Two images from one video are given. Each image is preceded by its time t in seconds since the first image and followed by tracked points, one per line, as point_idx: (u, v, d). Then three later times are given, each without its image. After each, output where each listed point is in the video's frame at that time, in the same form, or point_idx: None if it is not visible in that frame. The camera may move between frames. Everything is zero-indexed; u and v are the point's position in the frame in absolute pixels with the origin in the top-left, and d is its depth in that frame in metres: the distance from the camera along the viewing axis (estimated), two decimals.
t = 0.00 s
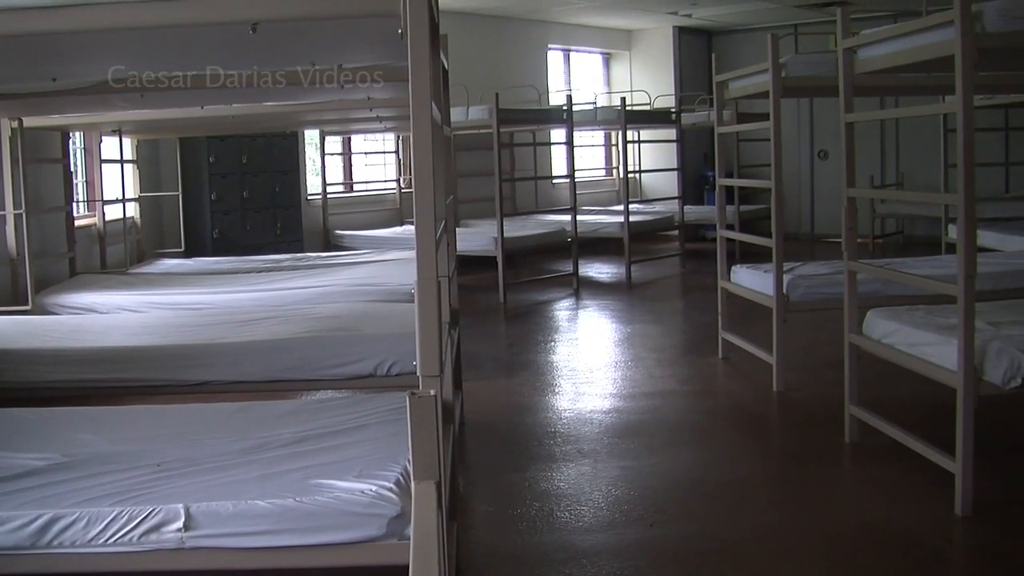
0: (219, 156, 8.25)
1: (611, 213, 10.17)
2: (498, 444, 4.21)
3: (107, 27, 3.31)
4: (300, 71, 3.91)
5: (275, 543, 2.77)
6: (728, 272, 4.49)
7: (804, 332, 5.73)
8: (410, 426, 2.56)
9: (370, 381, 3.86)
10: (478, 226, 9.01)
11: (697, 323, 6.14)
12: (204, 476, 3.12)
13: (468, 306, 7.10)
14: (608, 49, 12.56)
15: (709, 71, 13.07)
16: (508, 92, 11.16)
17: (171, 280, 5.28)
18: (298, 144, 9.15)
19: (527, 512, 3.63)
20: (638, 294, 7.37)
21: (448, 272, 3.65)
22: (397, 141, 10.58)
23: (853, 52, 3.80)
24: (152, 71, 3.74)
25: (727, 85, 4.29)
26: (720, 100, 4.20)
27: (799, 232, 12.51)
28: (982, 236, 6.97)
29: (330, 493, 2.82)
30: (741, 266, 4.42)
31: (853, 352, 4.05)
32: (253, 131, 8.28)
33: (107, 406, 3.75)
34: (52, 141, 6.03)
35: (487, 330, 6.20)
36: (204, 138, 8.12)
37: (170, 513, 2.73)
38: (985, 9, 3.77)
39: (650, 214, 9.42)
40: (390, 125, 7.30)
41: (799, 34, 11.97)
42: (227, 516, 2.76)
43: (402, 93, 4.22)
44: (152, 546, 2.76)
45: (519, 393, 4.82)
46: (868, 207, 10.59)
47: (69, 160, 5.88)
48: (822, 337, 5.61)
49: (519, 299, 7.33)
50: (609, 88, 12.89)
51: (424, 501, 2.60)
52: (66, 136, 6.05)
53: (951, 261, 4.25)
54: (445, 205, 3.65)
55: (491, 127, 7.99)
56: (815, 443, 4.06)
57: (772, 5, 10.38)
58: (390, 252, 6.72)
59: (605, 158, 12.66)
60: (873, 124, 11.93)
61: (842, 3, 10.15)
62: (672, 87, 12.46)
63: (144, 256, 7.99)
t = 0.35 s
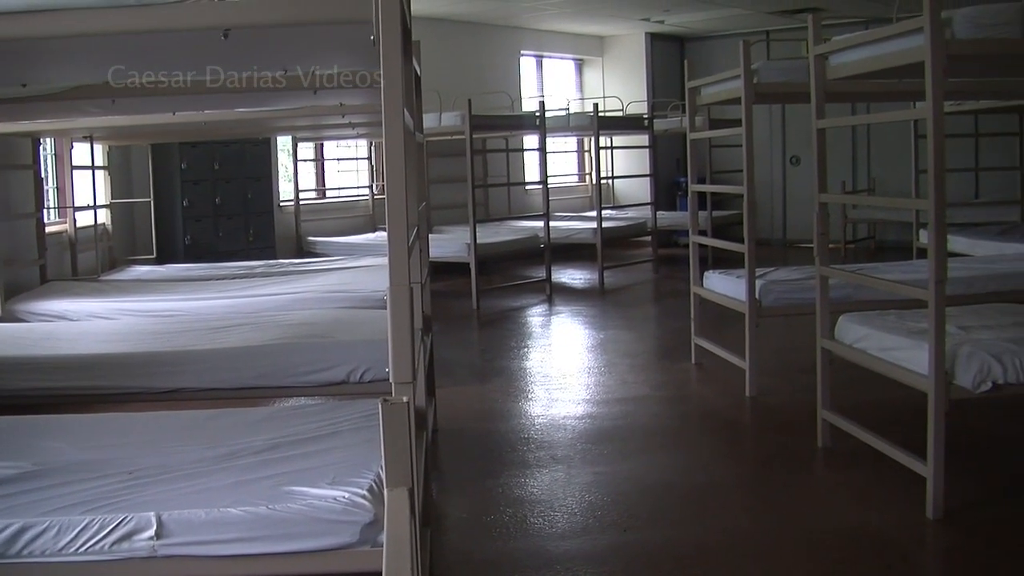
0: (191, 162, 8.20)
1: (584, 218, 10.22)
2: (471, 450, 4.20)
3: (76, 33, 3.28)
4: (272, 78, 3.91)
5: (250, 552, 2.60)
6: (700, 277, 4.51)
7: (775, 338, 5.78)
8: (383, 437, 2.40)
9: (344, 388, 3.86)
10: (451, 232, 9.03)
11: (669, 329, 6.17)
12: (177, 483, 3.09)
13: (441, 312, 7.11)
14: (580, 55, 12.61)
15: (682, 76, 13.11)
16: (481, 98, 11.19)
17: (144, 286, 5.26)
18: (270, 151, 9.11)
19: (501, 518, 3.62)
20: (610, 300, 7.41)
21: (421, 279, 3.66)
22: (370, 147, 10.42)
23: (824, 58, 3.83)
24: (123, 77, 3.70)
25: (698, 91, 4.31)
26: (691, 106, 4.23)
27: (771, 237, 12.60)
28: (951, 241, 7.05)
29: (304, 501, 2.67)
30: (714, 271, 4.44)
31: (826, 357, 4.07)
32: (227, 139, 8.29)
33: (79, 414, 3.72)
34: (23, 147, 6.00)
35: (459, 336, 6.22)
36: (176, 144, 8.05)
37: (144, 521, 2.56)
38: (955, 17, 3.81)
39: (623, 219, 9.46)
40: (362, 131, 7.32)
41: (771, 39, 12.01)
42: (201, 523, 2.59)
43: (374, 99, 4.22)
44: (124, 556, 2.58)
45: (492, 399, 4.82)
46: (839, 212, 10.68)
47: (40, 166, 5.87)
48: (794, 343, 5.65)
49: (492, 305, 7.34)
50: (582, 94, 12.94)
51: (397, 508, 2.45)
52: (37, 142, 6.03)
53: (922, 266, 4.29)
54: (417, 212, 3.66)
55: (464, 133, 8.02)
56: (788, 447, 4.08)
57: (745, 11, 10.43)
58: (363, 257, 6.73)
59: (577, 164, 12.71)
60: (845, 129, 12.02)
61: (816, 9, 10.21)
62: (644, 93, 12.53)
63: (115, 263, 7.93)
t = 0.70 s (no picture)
0: (165, 170, 8.12)
1: (559, 226, 10.27)
2: (446, 457, 4.20)
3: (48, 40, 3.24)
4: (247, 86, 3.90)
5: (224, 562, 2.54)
6: (676, 285, 4.54)
7: (747, 344, 5.82)
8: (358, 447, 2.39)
9: (318, 396, 3.86)
10: (425, 239, 9.05)
11: (642, 336, 6.21)
12: (151, 492, 3.07)
13: (415, 320, 7.12)
14: (554, 62, 12.63)
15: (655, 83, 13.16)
16: (455, 105, 11.20)
17: (116, 294, 5.24)
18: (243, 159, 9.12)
19: (475, 525, 3.61)
20: (584, 307, 7.45)
21: (395, 286, 3.66)
22: (344, 155, 10.52)
23: (797, 66, 3.86)
24: (96, 86, 3.67)
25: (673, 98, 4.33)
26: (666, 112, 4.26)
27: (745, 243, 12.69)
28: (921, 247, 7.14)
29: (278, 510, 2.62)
30: (689, 279, 4.43)
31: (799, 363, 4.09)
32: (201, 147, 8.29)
33: (52, 423, 3.69)
34: None
35: (433, 343, 6.23)
36: (150, 151, 7.96)
37: (117, 529, 2.52)
38: (927, 24, 3.84)
39: (597, 227, 9.51)
40: (336, 139, 7.32)
41: (745, 46, 12.07)
42: (174, 532, 2.55)
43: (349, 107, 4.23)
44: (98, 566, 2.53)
45: (466, 407, 4.83)
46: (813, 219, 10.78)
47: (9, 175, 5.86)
48: (766, 349, 5.70)
49: (466, 312, 7.36)
50: (556, 101, 12.97)
51: (372, 516, 2.44)
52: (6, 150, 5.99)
53: (894, 272, 4.32)
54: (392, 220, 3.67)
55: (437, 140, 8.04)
56: (762, 453, 4.10)
57: (719, 19, 10.48)
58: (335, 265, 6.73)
59: (552, 171, 12.75)
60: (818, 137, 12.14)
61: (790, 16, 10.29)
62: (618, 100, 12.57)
63: (88, 272, 7.87)
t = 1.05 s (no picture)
0: (137, 179, 8.17)
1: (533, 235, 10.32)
2: (419, 468, 4.18)
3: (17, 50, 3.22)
4: (219, 95, 3.90)
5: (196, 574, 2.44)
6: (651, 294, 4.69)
7: (720, 354, 5.86)
8: (330, 457, 2.35)
9: (291, 406, 3.86)
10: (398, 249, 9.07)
11: (615, 346, 6.24)
12: (122, 504, 3.05)
13: (389, 330, 7.12)
14: (527, 72, 12.68)
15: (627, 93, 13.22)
16: (428, 115, 11.22)
17: (88, 305, 5.22)
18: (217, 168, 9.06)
19: (449, 535, 3.59)
20: (557, 316, 7.48)
21: (368, 296, 3.66)
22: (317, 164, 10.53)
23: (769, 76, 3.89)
24: (67, 95, 3.65)
25: (646, 108, 4.42)
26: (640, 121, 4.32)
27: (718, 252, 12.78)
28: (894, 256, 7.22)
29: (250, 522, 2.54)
30: (663, 287, 4.49)
31: (772, 371, 4.10)
32: (174, 157, 8.25)
33: (23, 434, 3.66)
34: None
35: (407, 352, 6.25)
36: (122, 161, 8.01)
37: (89, 540, 2.43)
38: (897, 34, 3.86)
39: (570, 236, 9.56)
40: (310, 148, 7.34)
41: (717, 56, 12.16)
42: (146, 543, 2.46)
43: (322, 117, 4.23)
44: None
45: (440, 416, 4.83)
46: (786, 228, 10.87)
47: None
48: (739, 359, 5.74)
49: (440, 322, 7.37)
50: (529, 111, 13.02)
51: (345, 527, 2.39)
52: None
53: (866, 281, 4.36)
54: (364, 230, 3.67)
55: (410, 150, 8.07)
56: (735, 461, 4.12)
57: (691, 29, 10.54)
58: (308, 276, 6.74)
59: (525, 181, 12.80)
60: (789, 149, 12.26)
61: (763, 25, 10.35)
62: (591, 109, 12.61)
63: (59, 281, 7.82)
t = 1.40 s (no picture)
0: (108, 190, 8.19)
1: (505, 245, 10.36)
2: (391, 478, 4.18)
3: None
4: (191, 106, 3.88)
5: None
6: (623, 304, 4.77)
7: (692, 364, 5.89)
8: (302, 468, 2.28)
9: (263, 418, 3.86)
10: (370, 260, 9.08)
11: (587, 356, 6.27)
12: (93, 516, 3.02)
13: (361, 340, 7.12)
14: (499, 83, 12.71)
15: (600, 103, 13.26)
16: (400, 125, 11.21)
17: (58, 316, 5.19)
18: (188, 178, 9.03)
19: (421, 546, 3.56)
20: (530, 326, 7.51)
21: (339, 306, 3.65)
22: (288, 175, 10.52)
23: (741, 86, 3.91)
24: (36, 106, 3.61)
25: (618, 118, 4.45)
26: (613, 131, 4.34)
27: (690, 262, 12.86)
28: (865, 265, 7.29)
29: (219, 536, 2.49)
30: (636, 298, 4.57)
31: (744, 381, 4.11)
32: (146, 167, 8.27)
33: None
34: None
35: (380, 363, 6.24)
36: (93, 171, 8.05)
37: (57, 556, 2.38)
38: (868, 44, 3.88)
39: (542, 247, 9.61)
40: (282, 159, 7.34)
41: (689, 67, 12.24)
42: (115, 556, 2.40)
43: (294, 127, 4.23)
44: None
45: (413, 426, 4.83)
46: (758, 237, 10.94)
47: None
48: (711, 369, 5.78)
49: (412, 332, 7.38)
50: (501, 121, 13.06)
51: (317, 541, 2.30)
52: None
53: (837, 291, 4.39)
54: (336, 241, 3.68)
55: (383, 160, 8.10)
56: (709, 471, 4.13)
57: (663, 40, 10.58)
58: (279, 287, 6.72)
59: (497, 191, 12.84)
60: (760, 159, 12.35)
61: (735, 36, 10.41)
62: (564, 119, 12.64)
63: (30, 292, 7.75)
